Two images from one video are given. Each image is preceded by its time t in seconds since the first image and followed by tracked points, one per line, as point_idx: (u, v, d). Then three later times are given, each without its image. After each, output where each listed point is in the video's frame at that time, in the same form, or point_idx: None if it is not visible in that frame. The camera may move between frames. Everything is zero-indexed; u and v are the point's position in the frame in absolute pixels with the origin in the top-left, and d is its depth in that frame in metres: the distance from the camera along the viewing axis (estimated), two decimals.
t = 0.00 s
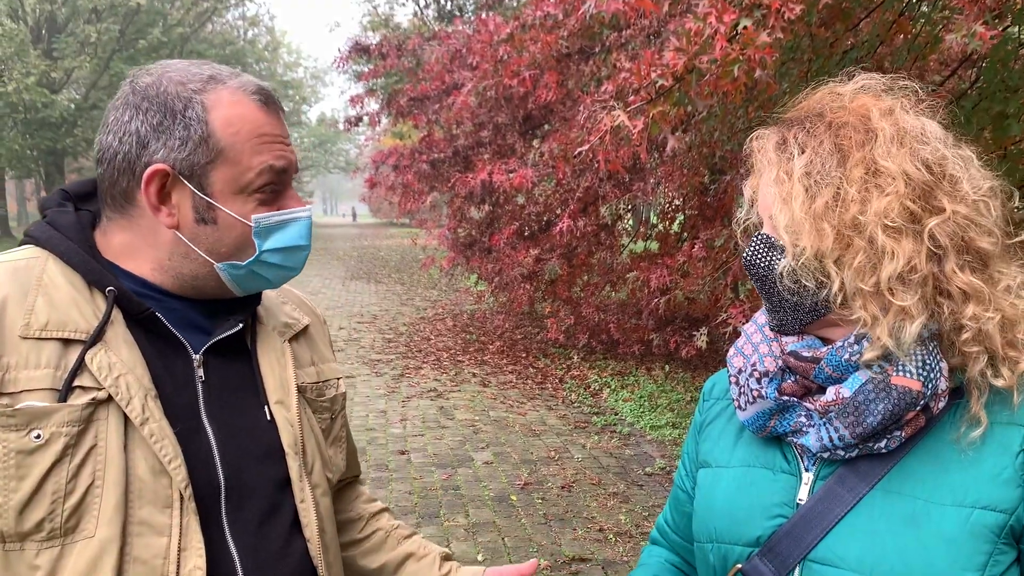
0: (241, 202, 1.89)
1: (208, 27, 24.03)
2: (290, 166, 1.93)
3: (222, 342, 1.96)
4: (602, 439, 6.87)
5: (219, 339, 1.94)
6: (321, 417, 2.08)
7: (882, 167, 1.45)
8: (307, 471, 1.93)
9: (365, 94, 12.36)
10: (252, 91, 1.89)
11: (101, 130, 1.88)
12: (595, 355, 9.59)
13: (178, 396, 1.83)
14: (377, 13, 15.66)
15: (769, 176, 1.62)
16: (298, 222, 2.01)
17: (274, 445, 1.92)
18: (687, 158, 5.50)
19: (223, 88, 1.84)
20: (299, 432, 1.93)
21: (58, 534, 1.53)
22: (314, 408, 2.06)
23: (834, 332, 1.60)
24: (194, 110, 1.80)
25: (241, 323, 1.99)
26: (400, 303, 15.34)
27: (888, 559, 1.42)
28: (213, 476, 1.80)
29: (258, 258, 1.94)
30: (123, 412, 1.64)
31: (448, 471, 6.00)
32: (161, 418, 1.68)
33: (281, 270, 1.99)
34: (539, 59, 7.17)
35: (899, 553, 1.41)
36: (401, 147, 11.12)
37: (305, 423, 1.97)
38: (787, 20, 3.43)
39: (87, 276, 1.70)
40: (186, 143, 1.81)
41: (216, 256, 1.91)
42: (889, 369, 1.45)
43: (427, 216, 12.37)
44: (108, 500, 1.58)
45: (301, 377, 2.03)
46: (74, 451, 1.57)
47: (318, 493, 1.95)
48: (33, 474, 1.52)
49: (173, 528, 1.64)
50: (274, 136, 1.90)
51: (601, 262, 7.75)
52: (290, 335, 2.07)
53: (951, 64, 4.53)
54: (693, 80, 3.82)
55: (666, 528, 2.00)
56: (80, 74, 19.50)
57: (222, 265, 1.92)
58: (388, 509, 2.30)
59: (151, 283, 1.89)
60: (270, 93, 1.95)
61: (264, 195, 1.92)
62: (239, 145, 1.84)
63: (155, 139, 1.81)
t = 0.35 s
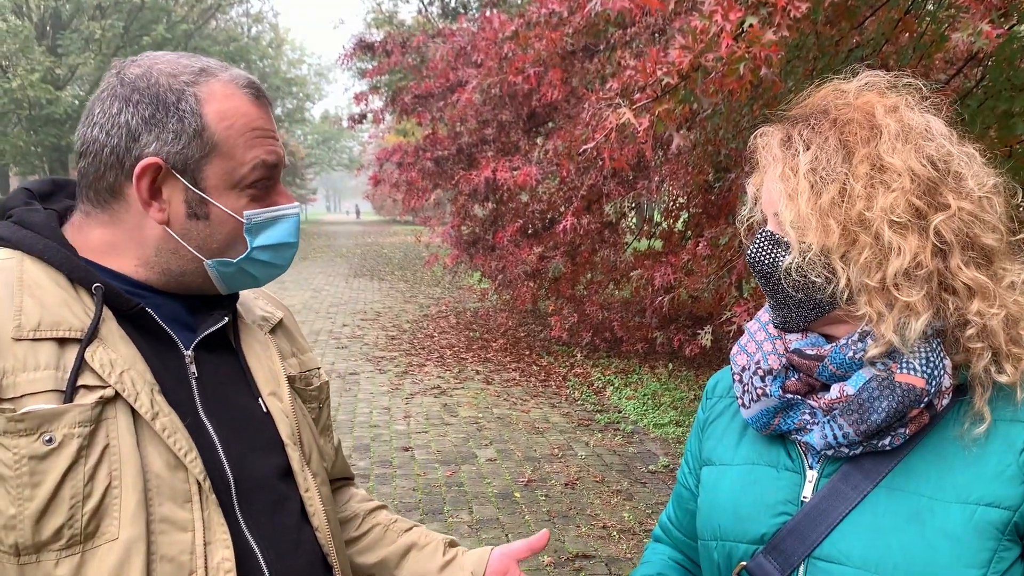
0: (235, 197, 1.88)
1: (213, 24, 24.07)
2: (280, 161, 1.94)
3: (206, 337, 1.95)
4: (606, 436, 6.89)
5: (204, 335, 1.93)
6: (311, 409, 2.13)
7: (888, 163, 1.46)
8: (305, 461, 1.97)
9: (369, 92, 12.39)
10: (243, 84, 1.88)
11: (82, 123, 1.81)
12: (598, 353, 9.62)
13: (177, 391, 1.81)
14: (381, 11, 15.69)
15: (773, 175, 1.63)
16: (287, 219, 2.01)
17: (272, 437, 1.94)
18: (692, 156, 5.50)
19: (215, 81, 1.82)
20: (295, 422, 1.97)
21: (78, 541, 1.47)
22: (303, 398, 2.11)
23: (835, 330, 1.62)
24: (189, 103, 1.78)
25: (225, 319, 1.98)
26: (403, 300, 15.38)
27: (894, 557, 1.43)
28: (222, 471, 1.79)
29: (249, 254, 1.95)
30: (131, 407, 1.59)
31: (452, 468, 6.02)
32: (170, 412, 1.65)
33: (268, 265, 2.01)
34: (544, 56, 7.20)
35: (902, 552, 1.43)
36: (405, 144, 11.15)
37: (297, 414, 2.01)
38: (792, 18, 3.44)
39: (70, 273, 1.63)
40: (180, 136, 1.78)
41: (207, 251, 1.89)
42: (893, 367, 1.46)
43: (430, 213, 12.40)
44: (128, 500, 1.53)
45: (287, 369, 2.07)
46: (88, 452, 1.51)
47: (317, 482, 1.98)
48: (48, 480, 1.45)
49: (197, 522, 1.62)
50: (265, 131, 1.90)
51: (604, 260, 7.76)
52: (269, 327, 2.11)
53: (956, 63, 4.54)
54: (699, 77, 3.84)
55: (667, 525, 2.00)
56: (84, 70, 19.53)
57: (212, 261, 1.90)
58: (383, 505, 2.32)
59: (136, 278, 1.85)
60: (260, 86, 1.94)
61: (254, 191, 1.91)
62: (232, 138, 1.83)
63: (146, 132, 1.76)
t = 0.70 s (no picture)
0: (230, 166, 1.90)
1: (216, 22, 24.08)
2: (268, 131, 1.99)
3: (203, 332, 1.95)
4: (609, 435, 6.91)
5: (201, 330, 1.93)
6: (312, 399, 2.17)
7: (895, 163, 1.48)
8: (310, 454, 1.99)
9: (372, 90, 12.41)
10: (227, 56, 1.92)
11: (61, 103, 1.79)
12: (601, 352, 9.64)
13: (180, 389, 1.80)
14: (384, 9, 15.71)
15: (779, 173, 1.65)
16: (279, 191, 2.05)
17: (277, 431, 1.95)
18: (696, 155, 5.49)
19: (201, 51, 1.86)
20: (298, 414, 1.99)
21: (83, 551, 1.46)
22: (304, 387, 2.14)
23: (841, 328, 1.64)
24: (179, 70, 1.80)
25: (221, 311, 1.98)
26: (406, 299, 15.40)
27: (901, 554, 1.45)
28: (230, 470, 1.79)
29: (247, 227, 1.97)
30: (132, 409, 1.58)
31: (455, 466, 6.05)
32: (173, 413, 1.64)
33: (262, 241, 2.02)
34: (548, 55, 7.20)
35: (909, 550, 1.44)
36: (408, 142, 11.16)
37: (299, 405, 2.03)
38: (798, 18, 3.44)
39: (61, 272, 1.61)
40: (173, 104, 1.79)
41: (204, 226, 1.89)
42: (898, 366, 1.47)
43: (433, 212, 12.41)
44: (133, 506, 1.52)
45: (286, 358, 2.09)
46: (89, 460, 1.49)
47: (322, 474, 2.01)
48: (50, 489, 1.43)
49: (205, 526, 1.62)
50: (252, 99, 1.94)
51: (607, 258, 7.77)
52: (265, 316, 2.14)
53: (961, 62, 4.54)
54: (704, 77, 3.84)
55: (672, 522, 2.02)
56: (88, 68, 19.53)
57: (210, 235, 1.90)
58: (392, 483, 2.35)
59: (132, 273, 1.85)
60: (242, 59, 1.98)
61: (247, 161, 1.94)
62: (224, 106, 1.86)
63: (137, 103, 1.77)
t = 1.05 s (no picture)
0: (224, 182, 1.87)
1: (216, 21, 24.08)
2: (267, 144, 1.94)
3: (192, 332, 1.95)
4: (610, 435, 6.92)
5: (190, 330, 1.93)
6: (303, 403, 2.17)
7: (911, 164, 1.48)
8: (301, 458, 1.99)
9: (373, 90, 12.43)
10: (229, 64, 1.88)
11: (54, 100, 1.75)
12: (602, 352, 9.65)
13: (170, 390, 1.79)
14: (385, 9, 15.74)
15: (794, 176, 1.66)
16: (274, 206, 2.01)
17: (267, 435, 1.95)
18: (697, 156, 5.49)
19: (203, 58, 1.82)
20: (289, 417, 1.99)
21: (65, 557, 1.40)
22: (295, 391, 2.15)
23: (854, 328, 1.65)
24: (178, 80, 1.76)
25: (212, 311, 1.99)
26: (407, 298, 15.41)
27: (913, 550, 1.46)
28: (220, 472, 1.79)
29: (236, 244, 1.95)
30: (118, 409, 1.53)
31: (457, 466, 6.05)
32: (161, 414, 1.59)
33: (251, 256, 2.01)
34: (550, 55, 7.20)
35: (921, 545, 1.45)
36: (409, 142, 11.18)
37: (290, 409, 2.03)
38: (801, 19, 3.45)
39: (45, 268, 1.56)
40: (169, 116, 1.75)
41: (193, 240, 1.87)
42: (911, 363, 1.48)
43: (434, 211, 12.42)
44: (118, 511, 1.47)
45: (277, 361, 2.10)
46: (72, 462, 1.44)
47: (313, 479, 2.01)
48: (32, 492, 1.36)
49: (192, 531, 1.57)
50: (252, 112, 1.90)
51: (609, 258, 7.78)
52: (255, 318, 2.15)
53: (962, 63, 4.55)
54: (706, 78, 3.85)
55: (682, 523, 2.02)
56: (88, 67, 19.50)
57: (197, 250, 1.88)
58: (374, 493, 2.32)
59: (112, 271, 1.81)
60: (245, 66, 1.94)
61: (242, 175, 1.91)
62: (222, 120, 1.83)
63: (133, 111, 1.72)
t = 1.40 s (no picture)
0: (222, 183, 1.83)
1: (214, 22, 24.07)
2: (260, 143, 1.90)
3: (199, 338, 1.95)
4: (609, 435, 6.92)
5: (198, 336, 1.93)
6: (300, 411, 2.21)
7: (922, 165, 1.49)
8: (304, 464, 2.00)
9: (371, 91, 12.43)
10: (216, 60, 1.82)
11: (40, 111, 1.68)
12: (600, 352, 9.65)
13: (179, 396, 1.79)
14: (383, 10, 15.75)
15: (805, 176, 1.65)
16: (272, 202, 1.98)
17: (272, 441, 1.96)
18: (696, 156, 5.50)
19: (186, 57, 1.75)
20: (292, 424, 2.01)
21: (87, 563, 1.40)
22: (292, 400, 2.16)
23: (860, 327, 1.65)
24: (166, 82, 1.70)
25: (218, 316, 2.00)
26: (405, 299, 15.41)
27: (917, 547, 1.46)
28: (231, 476, 1.79)
29: (237, 244, 1.92)
30: (140, 412, 1.53)
31: (456, 467, 6.05)
32: (180, 419, 1.60)
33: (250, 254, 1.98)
34: (549, 56, 7.20)
35: (925, 542, 1.45)
36: (408, 143, 11.18)
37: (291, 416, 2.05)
38: (800, 19, 3.45)
39: (59, 273, 1.55)
40: (160, 120, 1.70)
41: (193, 244, 1.83)
42: (915, 361, 1.48)
43: (433, 212, 12.42)
44: (140, 518, 1.46)
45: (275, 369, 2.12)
46: (97, 466, 1.43)
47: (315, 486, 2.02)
48: (58, 496, 1.36)
49: (212, 537, 1.57)
50: (244, 107, 1.85)
51: (608, 259, 7.79)
52: (252, 325, 2.18)
53: (960, 64, 4.57)
54: (706, 78, 3.85)
55: (684, 524, 2.02)
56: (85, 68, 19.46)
57: (200, 254, 1.84)
58: (348, 531, 2.17)
59: (114, 277, 1.77)
60: (232, 60, 1.88)
61: (239, 173, 1.87)
62: (215, 120, 1.78)
63: (122, 117, 1.66)
